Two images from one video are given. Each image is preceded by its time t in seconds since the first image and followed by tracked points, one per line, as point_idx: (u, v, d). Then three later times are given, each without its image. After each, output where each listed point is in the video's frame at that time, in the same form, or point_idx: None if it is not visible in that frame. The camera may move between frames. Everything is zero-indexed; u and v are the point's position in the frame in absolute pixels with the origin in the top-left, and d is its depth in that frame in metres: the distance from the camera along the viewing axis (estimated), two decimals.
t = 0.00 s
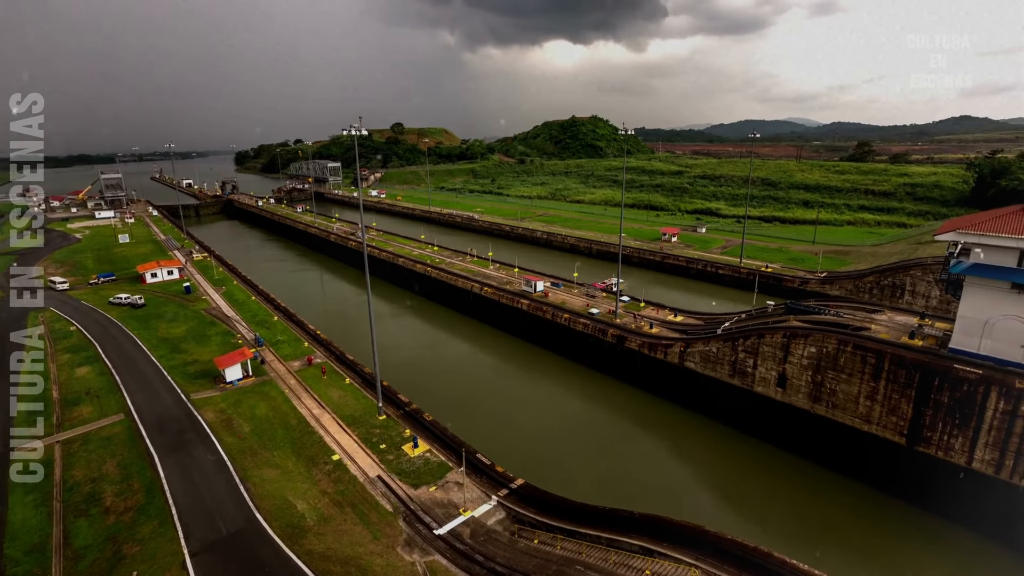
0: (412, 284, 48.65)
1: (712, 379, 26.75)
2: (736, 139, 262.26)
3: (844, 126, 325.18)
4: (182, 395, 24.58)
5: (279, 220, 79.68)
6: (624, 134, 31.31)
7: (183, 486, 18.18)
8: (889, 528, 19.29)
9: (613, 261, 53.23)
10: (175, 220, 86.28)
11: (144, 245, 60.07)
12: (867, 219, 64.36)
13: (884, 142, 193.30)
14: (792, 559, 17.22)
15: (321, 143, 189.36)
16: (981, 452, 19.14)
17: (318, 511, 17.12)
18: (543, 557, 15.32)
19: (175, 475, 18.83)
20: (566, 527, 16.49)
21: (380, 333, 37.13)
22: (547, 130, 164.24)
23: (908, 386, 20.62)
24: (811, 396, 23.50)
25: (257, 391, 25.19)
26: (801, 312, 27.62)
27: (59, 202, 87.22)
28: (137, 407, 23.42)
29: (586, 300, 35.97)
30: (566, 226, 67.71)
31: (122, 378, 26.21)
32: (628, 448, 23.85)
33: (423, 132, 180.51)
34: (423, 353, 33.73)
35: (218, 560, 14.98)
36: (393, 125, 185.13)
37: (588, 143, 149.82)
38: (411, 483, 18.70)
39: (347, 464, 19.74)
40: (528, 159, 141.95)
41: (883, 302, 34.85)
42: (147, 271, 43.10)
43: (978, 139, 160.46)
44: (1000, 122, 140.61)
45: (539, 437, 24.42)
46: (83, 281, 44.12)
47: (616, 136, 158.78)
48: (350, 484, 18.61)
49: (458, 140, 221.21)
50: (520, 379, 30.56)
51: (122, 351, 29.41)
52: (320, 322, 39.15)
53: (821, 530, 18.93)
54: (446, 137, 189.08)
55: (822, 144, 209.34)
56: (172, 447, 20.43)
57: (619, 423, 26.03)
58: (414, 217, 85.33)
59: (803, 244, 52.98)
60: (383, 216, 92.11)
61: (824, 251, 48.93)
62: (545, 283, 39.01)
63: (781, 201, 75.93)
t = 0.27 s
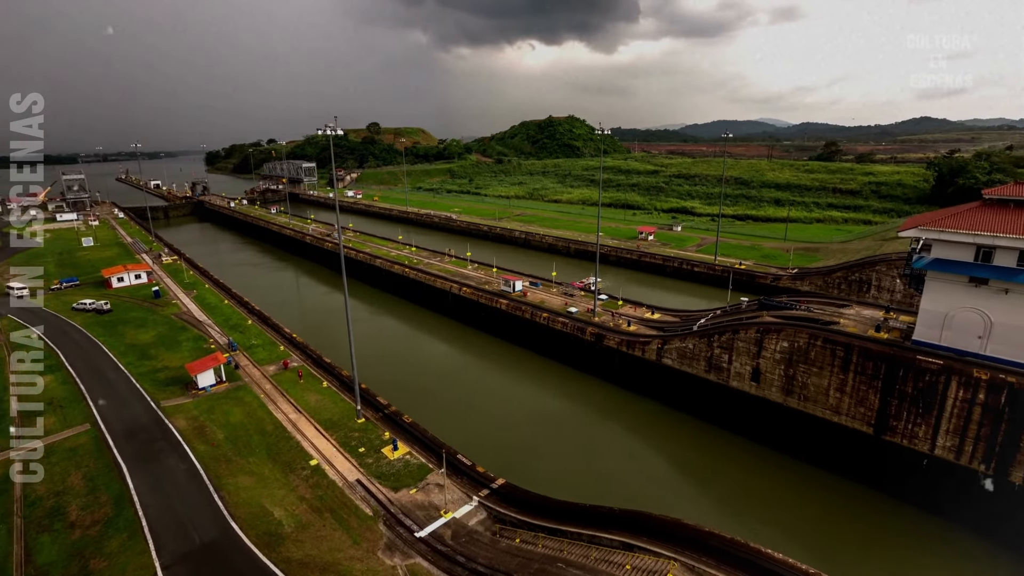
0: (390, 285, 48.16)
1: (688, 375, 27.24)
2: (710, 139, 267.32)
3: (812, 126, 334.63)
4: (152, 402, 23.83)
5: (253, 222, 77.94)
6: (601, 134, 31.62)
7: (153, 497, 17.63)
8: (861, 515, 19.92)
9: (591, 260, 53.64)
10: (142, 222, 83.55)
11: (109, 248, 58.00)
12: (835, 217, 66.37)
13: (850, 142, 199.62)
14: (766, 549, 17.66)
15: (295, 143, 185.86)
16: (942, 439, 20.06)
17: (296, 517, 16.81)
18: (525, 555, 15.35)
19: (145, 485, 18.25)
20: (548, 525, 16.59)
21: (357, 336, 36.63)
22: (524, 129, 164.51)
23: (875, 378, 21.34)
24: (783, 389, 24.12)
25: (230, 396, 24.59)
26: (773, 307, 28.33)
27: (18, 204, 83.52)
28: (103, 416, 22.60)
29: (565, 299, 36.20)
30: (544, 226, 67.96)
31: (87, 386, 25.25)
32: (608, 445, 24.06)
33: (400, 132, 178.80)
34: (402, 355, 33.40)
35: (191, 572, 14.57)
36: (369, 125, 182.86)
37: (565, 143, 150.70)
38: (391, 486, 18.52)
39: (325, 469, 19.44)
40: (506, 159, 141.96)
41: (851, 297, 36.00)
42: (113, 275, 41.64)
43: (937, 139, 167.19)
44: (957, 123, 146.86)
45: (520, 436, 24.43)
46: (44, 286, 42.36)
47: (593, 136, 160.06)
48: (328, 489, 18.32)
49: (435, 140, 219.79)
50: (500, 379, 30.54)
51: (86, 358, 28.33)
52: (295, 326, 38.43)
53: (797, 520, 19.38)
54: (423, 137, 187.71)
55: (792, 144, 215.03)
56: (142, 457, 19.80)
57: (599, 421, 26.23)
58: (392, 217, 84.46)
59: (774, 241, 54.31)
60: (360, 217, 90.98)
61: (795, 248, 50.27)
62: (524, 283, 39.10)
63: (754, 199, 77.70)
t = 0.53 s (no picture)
0: (371, 286, 47.67)
1: (669, 372, 27.62)
2: (687, 139, 271.39)
3: (786, 127, 342.45)
4: (124, 410, 23.13)
5: (228, 223, 76.27)
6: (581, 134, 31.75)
7: (126, 508, 17.12)
8: (837, 503, 20.45)
9: (572, 259, 53.90)
10: (112, 224, 81.00)
11: (77, 251, 56.11)
12: (809, 215, 68.02)
13: (822, 142, 204.80)
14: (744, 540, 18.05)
15: (271, 143, 182.46)
16: (912, 429, 20.76)
17: (276, 524, 16.52)
18: (509, 555, 15.36)
19: (118, 496, 17.71)
20: (532, 524, 16.64)
21: (338, 338, 36.16)
22: (505, 129, 164.51)
23: (848, 371, 21.94)
24: (761, 384, 24.62)
25: (207, 402, 24.02)
26: (750, 304, 28.90)
27: None
28: (72, 425, 21.85)
29: (546, 298, 36.35)
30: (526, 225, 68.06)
31: (54, 395, 24.37)
32: (591, 442, 24.23)
33: (379, 131, 177.06)
34: (383, 357, 33.08)
35: None
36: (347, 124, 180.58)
37: (546, 142, 151.21)
38: (373, 490, 18.33)
39: (305, 474, 19.15)
40: (487, 159, 141.66)
41: (825, 293, 36.96)
42: (82, 279, 40.30)
43: (905, 139, 172.86)
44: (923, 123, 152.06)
45: (504, 436, 24.43)
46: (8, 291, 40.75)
47: (573, 136, 160.92)
48: (309, 494, 18.05)
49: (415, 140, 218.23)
50: (483, 379, 30.51)
51: (53, 366, 27.31)
52: (274, 329, 37.73)
53: (776, 512, 19.81)
54: (402, 137, 186.21)
55: (767, 144, 219.66)
56: (114, 467, 19.21)
57: (582, 419, 26.39)
58: (372, 218, 83.54)
59: (751, 239, 55.39)
60: (339, 218, 89.79)
61: (771, 245, 51.38)
62: (506, 282, 39.11)
63: (731, 198, 79.11)
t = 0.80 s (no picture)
0: (352, 288, 47.14)
1: (650, 369, 27.93)
2: (666, 139, 274.88)
3: (762, 128, 349.44)
4: (95, 418, 22.43)
5: (204, 225, 74.63)
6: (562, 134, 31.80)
7: (99, 519, 16.62)
8: (816, 494, 20.91)
9: (554, 259, 54.09)
10: (80, 226, 78.47)
11: (44, 254, 54.19)
12: (784, 213, 69.54)
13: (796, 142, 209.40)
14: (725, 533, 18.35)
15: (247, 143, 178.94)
16: (884, 421, 21.38)
17: (256, 530, 16.23)
18: (493, 555, 15.33)
19: (89, 507, 17.19)
20: (516, 523, 16.68)
21: (318, 340, 35.66)
22: (485, 129, 164.33)
23: (822, 365, 22.50)
24: (740, 379, 25.07)
25: (182, 408, 23.44)
26: (728, 301, 29.43)
27: None
28: (40, 435, 21.11)
29: (528, 297, 36.44)
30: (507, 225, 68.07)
31: (20, 403, 23.51)
32: (575, 441, 24.33)
33: (359, 131, 175.10)
34: (365, 359, 32.71)
35: None
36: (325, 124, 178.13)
37: (527, 142, 151.49)
38: (356, 493, 18.12)
39: (286, 479, 18.84)
40: (468, 159, 141.08)
41: (800, 290, 37.83)
42: (49, 283, 38.98)
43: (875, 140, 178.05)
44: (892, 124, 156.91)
45: (487, 436, 24.37)
46: None
47: (554, 136, 161.55)
48: (289, 499, 17.76)
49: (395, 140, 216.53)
50: (466, 379, 30.42)
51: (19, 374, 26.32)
52: (252, 332, 37.02)
53: (756, 506, 20.15)
54: (382, 137, 184.53)
55: (744, 143, 223.84)
56: (85, 477, 18.63)
57: (566, 418, 26.47)
58: (351, 218, 82.62)
59: (729, 237, 56.35)
60: (318, 219, 88.55)
61: (748, 243, 52.39)
62: (487, 282, 39.08)
63: (709, 197, 80.37)
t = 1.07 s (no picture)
0: (328, 290, 46.41)
1: (629, 366, 28.25)
2: (641, 139, 278.35)
3: (734, 128, 356.96)
4: (59, 429, 21.57)
5: (173, 227, 72.48)
6: (539, 133, 31.81)
7: (64, 534, 15.99)
8: (790, 485, 21.47)
9: (532, 258, 54.21)
10: (40, 229, 75.31)
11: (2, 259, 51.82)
12: (757, 211, 71.19)
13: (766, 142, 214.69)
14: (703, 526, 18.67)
15: (218, 142, 174.46)
16: (852, 412, 22.09)
17: (231, 540, 15.85)
18: (475, 555, 15.29)
19: (54, 521, 16.52)
20: (497, 524, 16.70)
21: (294, 343, 35.00)
22: (463, 129, 163.69)
23: (794, 359, 23.14)
24: (715, 374, 25.57)
25: (153, 416, 22.74)
26: (704, 298, 30.00)
27: None
28: None
29: (507, 297, 36.47)
30: (485, 225, 67.94)
31: None
32: (556, 439, 24.45)
33: (334, 130, 172.44)
34: (342, 362, 32.23)
35: None
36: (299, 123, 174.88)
37: (504, 142, 151.47)
38: (335, 498, 17.86)
39: (262, 486, 18.45)
40: (445, 159, 138.72)
41: (772, 286, 38.79)
42: (8, 289, 37.31)
43: (842, 140, 183.75)
44: (858, 124, 162.25)
45: (468, 436, 24.31)
46: None
47: (532, 136, 161.98)
48: (266, 507, 17.39)
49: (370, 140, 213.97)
50: (446, 380, 30.26)
51: None
52: (225, 336, 36.11)
53: (732, 499, 20.54)
54: (358, 136, 182.14)
55: (717, 143, 228.37)
56: (49, 490, 17.90)
57: (546, 416, 26.57)
58: (327, 219, 81.34)
59: (704, 235, 57.39)
60: (292, 220, 86.91)
61: (722, 241, 53.47)
62: (466, 282, 38.96)
63: (684, 196, 81.71)
